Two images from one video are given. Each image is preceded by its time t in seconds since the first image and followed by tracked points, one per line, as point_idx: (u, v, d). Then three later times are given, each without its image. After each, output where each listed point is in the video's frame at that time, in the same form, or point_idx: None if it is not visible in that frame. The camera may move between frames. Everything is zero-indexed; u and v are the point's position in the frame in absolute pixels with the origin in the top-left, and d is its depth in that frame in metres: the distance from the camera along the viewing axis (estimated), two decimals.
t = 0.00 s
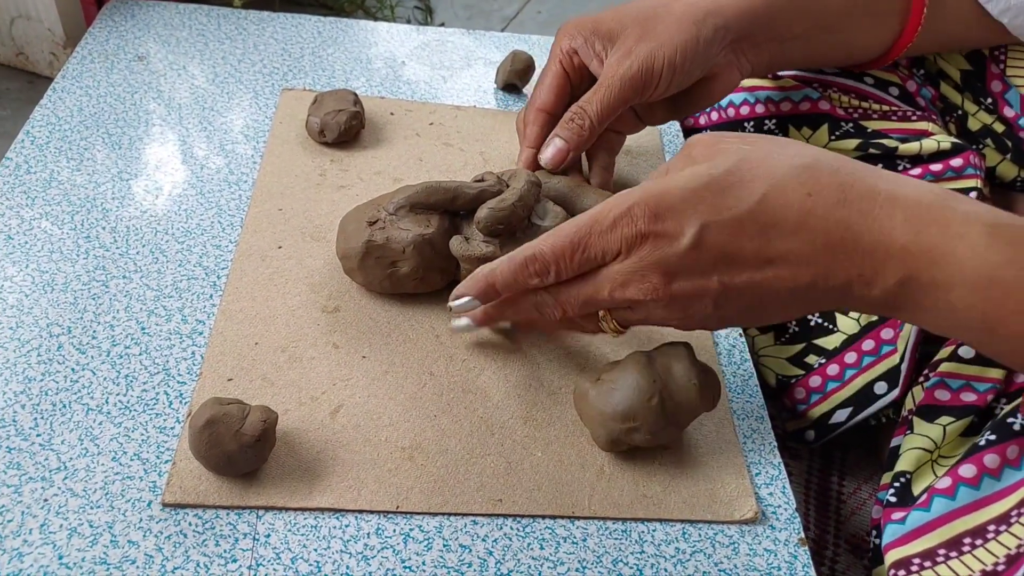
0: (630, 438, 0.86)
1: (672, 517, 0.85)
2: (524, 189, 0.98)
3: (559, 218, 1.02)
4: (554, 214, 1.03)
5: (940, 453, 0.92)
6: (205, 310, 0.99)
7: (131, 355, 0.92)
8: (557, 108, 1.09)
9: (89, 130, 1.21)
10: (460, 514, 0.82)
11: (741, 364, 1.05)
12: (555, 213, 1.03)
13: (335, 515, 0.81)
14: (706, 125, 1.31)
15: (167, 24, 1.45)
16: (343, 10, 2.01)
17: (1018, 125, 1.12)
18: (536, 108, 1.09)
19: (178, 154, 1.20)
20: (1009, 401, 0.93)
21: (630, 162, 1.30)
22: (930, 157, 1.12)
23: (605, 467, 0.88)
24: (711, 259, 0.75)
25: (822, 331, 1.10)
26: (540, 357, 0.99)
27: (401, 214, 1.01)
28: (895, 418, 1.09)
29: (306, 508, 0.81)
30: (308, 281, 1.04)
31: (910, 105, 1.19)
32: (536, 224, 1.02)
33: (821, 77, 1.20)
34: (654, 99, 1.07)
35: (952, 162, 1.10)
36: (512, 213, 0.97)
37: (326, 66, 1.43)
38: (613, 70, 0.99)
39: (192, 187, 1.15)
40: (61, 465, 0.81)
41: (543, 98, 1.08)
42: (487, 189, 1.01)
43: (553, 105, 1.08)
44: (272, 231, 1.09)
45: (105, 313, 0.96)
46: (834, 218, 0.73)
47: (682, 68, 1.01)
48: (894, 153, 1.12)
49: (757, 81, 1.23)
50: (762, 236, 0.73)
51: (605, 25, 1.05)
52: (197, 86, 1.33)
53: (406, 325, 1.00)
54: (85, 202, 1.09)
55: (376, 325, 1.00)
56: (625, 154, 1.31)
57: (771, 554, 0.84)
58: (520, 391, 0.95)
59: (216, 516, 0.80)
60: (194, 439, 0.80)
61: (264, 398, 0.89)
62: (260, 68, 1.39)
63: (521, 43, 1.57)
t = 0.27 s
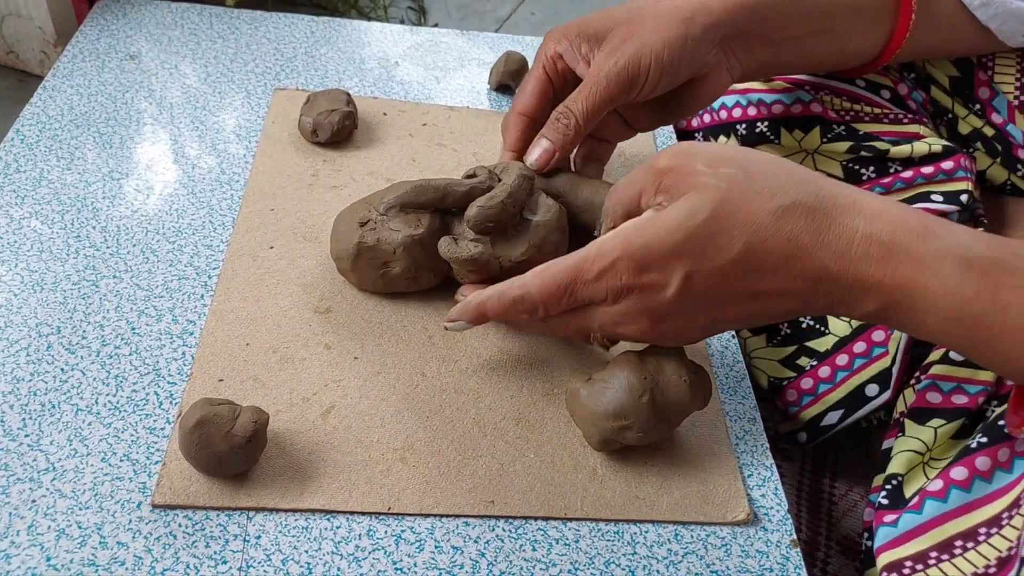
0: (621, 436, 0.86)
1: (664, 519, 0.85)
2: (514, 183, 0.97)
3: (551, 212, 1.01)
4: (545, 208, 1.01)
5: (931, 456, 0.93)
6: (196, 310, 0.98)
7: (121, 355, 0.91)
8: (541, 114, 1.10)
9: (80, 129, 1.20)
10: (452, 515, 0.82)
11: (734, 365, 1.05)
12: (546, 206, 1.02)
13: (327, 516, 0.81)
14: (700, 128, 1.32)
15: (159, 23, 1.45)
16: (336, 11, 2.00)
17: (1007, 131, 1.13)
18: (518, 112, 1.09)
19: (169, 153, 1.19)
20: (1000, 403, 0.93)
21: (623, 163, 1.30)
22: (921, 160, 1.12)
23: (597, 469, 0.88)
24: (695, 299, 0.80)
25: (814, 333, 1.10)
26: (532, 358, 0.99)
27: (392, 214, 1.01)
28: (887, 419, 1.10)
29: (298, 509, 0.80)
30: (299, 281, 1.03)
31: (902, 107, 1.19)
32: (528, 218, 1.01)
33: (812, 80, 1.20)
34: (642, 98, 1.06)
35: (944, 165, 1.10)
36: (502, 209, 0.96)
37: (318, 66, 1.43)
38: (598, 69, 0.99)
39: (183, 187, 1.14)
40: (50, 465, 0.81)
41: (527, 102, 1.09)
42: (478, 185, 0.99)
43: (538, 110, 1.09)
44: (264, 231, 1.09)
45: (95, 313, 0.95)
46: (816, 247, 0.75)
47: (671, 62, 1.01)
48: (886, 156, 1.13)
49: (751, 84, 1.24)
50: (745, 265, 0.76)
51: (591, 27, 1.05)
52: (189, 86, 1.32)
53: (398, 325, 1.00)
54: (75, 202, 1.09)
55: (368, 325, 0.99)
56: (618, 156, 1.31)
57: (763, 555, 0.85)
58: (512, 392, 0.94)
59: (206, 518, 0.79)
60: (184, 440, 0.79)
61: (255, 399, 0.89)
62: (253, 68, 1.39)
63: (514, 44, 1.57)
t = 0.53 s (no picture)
0: (617, 432, 0.86)
1: (665, 519, 0.85)
2: (519, 177, 0.99)
3: (553, 204, 1.03)
4: (548, 200, 1.03)
5: (932, 456, 0.93)
6: (196, 310, 0.98)
7: (121, 355, 0.91)
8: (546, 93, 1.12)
9: (79, 129, 1.20)
10: (453, 515, 0.82)
11: (734, 365, 1.05)
12: (549, 199, 1.04)
13: (327, 517, 0.81)
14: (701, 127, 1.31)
15: (159, 23, 1.44)
16: (336, 10, 2.00)
17: (1009, 131, 1.13)
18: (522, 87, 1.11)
19: (170, 153, 1.19)
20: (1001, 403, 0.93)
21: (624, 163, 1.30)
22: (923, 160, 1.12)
23: (597, 468, 0.88)
24: (668, 268, 0.72)
25: (816, 333, 1.10)
26: (533, 358, 0.99)
27: (400, 208, 1.00)
28: (888, 419, 1.11)
29: (298, 509, 0.80)
30: (300, 281, 1.03)
31: (904, 107, 1.19)
32: (533, 210, 1.02)
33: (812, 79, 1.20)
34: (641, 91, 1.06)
35: (945, 165, 1.10)
36: (510, 200, 0.97)
37: (319, 65, 1.43)
38: (600, 59, 1.00)
39: (183, 187, 1.14)
40: (50, 466, 0.80)
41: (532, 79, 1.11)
42: (483, 178, 1.01)
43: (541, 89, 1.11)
44: (264, 231, 1.09)
45: (95, 313, 0.95)
46: (789, 230, 0.67)
47: (668, 60, 1.02)
48: (887, 156, 1.13)
49: (752, 84, 1.24)
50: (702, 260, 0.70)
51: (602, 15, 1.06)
52: (189, 85, 1.32)
53: (399, 325, 1.00)
54: (75, 201, 1.08)
55: (369, 325, 0.99)
56: (619, 155, 1.31)
57: (764, 555, 0.84)
58: (513, 392, 0.94)
59: (207, 518, 0.79)
60: (184, 439, 0.79)
61: (255, 399, 0.89)
62: (253, 67, 1.39)
63: (514, 44, 1.57)
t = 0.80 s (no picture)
0: (615, 433, 0.86)
1: (663, 519, 0.85)
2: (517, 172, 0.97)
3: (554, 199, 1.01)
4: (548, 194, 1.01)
5: (930, 457, 0.93)
6: (194, 311, 0.98)
7: (119, 356, 0.91)
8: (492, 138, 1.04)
9: (78, 130, 1.20)
10: (451, 516, 0.82)
11: (732, 366, 1.05)
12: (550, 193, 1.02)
13: (326, 518, 0.81)
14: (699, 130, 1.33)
15: (157, 24, 1.44)
16: (335, 11, 2.00)
17: (999, 138, 1.14)
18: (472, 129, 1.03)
19: (168, 154, 1.19)
20: (999, 404, 0.92)
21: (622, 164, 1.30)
22: (919, 162, 1.13)
23: (595, 470, 0.88)
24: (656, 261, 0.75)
25: (814, 335, 1.11)
26: (531, 360, 0.99)
27: (397, 207, 1.00)
28: (886, 421, 1.10)
29: (297, 510, 0.80)
30: (298, 282, 1.03)
31: (899, 110, 1.19)
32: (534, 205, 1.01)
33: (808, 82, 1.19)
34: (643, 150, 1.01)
35: (941, 167, 1.12)
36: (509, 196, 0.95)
37: (317, 66, 1.43)
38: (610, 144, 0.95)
39: (181, 188, 1.14)
40: (48, 467, 0.80)
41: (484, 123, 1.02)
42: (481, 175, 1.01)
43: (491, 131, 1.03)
44: (262, 232, 1.09)
45: (93, 314, 0.95)
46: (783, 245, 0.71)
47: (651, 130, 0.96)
48: (884, 158, 1.14)
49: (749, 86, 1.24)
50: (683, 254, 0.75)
51: (570, 78, 0.96)
52: (188, 86, 1.32)
53: (397, 326, 1.00)
54: (73, 202, 1.08)
55: (367, 326, 0.99)
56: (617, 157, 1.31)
57: (762, 556, 0.85)
58: (511, 393, 0.94)
59: (205, 519, 0.79)
60: (183, 441, 0.79)
61: (253, 400, 0.89)
62: (251, 69, 1.39)
63: (513, 45, 1.57)
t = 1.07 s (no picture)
0: (613, 433, 0.86)
1: (662, 519, 0.85)
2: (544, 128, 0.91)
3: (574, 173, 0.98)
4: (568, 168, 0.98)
5: (928, 457, 0.92)
6: (192, 311, 0.98)
7: (117, 356, 0.91)
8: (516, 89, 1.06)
9: (75, 129, 1.20)
10: (450, 516, 0.82)
11: (730, 366, 1.05)
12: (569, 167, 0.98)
13: (324, 518, 0.81)
14: (697, 130, 1.34)
15: (155, 23, 1.44)
16: (333, 11, 2.00)
17: (1000, 136, 1.13)
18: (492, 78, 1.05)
19: (165, 154, 1.19)
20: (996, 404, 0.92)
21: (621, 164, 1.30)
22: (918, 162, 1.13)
23: (593, 470, 0.88)
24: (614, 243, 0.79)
25: (812, 335, 1.11)
26: (530, 360, 0.99)
27: (414, 164, 0.90)
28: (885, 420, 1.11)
29: (295, 510, 0.80)
30: (296, 281, 1.03)
31: (897, 109, 1.20)
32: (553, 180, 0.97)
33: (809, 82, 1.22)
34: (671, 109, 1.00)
35: (939, 168, 1.12)
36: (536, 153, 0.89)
37: (315, 66, 1.43)
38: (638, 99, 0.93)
39: (179, 188, 1.14)
40: (45, 467, 0.80)
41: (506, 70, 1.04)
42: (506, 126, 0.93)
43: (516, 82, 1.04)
44: (260, 231, 1.09)
45: (91, 314, 0.95)
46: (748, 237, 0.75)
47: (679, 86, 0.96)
48: (883, 158, 1.15)
49: (748, 87, 1.27)
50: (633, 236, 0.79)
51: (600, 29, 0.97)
52: (186, 86, 1.32)
53: (396, 326, 1.00)
54: (71, 202, 1.08)
55: (365, 326, 0.99)
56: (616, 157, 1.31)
57: (760, 556, 0.85)
58: (510, 393, 0.94)
59: (203, 519, 0.79)
60: (181, 441, 0.79)
61: (251, 400, 0.88)
62: (249, 68, 1.39)
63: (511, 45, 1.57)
